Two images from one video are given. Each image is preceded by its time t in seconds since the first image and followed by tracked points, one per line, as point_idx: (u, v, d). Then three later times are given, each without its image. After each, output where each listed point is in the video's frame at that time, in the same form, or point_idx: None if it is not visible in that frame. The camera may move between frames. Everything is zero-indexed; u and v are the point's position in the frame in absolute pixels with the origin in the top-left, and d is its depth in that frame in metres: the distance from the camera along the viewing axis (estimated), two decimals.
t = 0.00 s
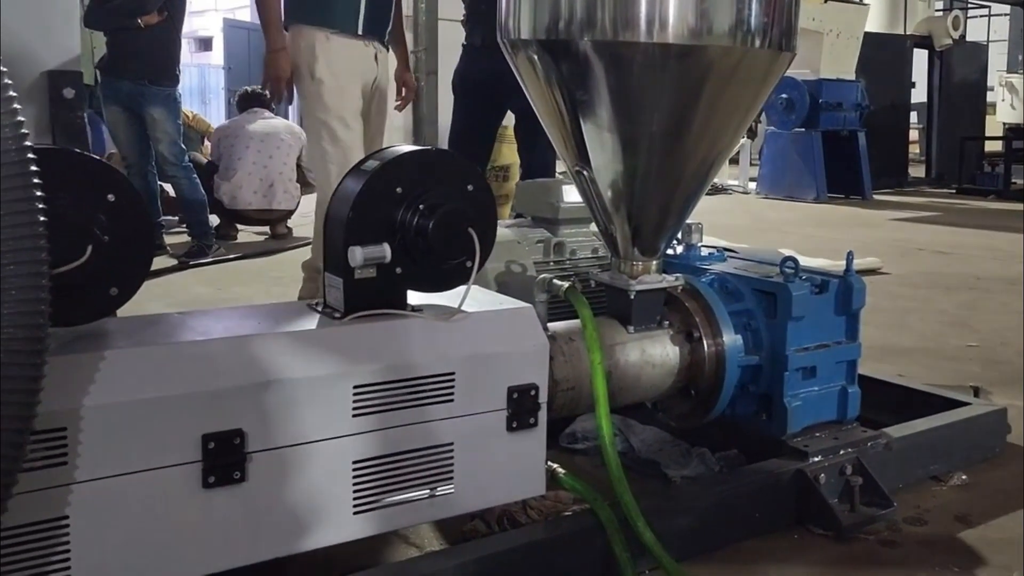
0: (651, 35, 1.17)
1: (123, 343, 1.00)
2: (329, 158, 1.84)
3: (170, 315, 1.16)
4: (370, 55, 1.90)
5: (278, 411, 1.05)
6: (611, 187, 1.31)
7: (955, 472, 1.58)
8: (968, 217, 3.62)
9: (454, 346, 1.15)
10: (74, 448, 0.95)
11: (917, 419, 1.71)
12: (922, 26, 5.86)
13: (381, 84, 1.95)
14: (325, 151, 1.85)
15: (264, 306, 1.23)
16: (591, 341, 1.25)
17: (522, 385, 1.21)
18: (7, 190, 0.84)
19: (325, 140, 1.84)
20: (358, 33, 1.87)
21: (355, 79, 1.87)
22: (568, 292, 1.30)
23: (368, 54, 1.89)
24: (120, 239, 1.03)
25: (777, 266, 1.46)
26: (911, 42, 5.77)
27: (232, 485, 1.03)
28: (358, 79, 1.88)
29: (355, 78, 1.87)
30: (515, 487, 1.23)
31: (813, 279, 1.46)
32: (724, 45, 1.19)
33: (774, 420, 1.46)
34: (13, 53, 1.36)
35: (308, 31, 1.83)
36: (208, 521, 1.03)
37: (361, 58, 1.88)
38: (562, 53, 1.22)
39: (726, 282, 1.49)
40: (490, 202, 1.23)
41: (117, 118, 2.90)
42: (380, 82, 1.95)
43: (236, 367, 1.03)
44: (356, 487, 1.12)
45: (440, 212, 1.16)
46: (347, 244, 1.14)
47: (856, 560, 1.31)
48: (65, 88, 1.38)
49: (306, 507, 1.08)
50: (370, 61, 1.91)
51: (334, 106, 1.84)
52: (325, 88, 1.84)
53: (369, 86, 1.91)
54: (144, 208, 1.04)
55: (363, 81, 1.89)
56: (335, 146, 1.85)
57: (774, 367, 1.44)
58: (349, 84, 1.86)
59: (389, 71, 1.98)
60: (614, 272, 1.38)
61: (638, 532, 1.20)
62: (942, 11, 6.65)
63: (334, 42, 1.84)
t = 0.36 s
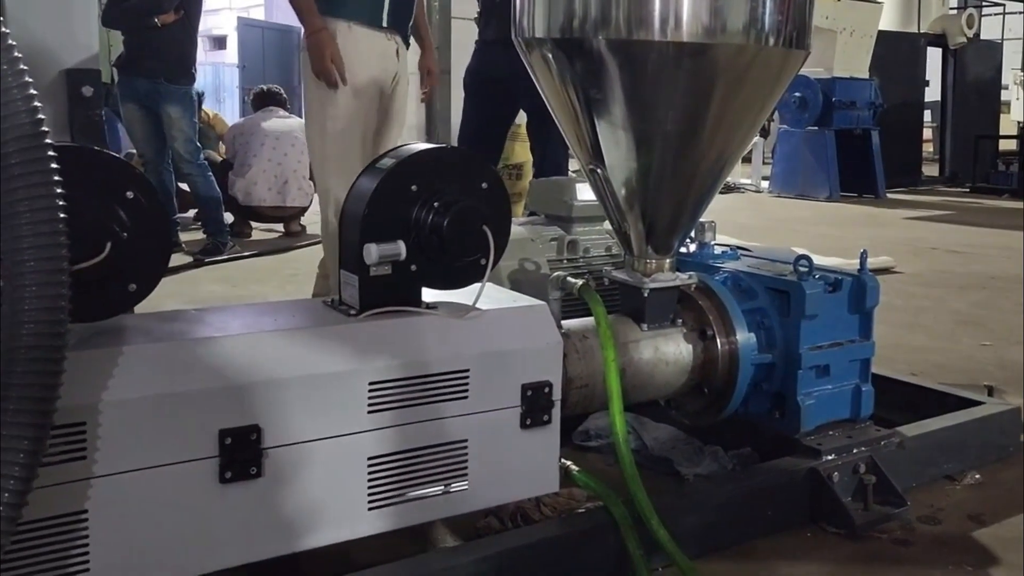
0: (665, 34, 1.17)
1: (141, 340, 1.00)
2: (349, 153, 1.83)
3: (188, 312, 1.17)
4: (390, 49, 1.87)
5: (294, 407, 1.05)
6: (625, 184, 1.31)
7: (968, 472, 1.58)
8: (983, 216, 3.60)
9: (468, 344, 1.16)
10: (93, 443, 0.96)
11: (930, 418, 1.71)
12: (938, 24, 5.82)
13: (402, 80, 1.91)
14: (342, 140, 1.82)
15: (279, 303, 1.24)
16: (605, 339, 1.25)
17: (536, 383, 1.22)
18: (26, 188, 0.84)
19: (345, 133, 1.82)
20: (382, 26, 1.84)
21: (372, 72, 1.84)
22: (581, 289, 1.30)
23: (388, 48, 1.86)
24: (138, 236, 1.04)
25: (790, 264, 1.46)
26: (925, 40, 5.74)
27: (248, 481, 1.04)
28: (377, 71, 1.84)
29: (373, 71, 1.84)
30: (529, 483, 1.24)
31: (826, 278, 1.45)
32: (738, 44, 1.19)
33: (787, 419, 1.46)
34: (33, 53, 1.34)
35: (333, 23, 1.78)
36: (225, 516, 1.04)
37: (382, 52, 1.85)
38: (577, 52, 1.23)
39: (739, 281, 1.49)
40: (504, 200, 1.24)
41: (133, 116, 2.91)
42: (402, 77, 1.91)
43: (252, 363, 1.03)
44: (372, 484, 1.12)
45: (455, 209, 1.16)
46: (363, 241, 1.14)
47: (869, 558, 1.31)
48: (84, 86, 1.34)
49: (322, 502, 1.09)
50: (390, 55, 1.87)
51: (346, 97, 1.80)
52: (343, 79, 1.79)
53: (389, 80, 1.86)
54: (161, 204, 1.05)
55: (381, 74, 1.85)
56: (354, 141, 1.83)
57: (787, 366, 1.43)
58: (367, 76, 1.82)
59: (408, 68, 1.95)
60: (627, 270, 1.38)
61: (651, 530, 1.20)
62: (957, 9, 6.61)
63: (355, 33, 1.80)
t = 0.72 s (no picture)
0: (682, 33, 1.17)
1: (162, 337, 1.01)
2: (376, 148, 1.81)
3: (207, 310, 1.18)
4: (419, 49, 1.85)
5: (313, 404, 1.06)
6: (641, 183, 1.32)
7: (985, 472, 1.57)
8: (1000, 216, 3.57)
9: (485, 342, 1.16)
10: (115, 439, 0.97)
11: (947, 418, 1.70)
12: (955, 22, 5.77)
13: (433, 79, 1.90)
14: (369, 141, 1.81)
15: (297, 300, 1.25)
16: (622, 338, 1.25)
17: (552, 381, 1.22)
18: (50, 186, 0.91)
19: (371, 132, 1.81)
20: (412, 25, 1.83)
21: (404, 75, 1.82)
22: (598, 289, 1.30)
23: (416, 47, 1.85)
24: (161, 233, 1.05)
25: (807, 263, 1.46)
26: (942, 39, 5.70)
27: (267, 477, 1.05)
28: (408, 73, 1.83)
29: (404, 72, 1.82)
30: (546, 481, 1.24)
31: (843, 277, 1.45)
32: (755, 42, 1.19)
33: (803, 418, 1.45)
34: (58, 53, 1.42)
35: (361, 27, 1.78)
36: (244, 511, 1.05)
37: (411, 52, 1.83)
38: (594, 51, 1.23)
39: (756, 280, 1.49)
40: (521, 198, 1.24)
41: (152, 115, 2.94)
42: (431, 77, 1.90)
43: (271, 360, 1.04)
44: (389, 480, 1.13)
45: (472, 208, 1.17)
46: (381, 239, 1.15)
47: (887, 558, 1.31)
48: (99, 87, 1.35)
49: (340, 499, 1.10)
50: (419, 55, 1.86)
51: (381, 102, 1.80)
52: (372, 84, 1.79)
53: (419, 81, 1.86)
54: (183, 203, 1.06)
55: (411, 75, 1.84)
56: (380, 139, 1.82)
57: (804, 365, 1.43)
58: (397, 78, 1.81)
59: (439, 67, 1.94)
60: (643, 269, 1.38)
61: (668, 528, 1.20)
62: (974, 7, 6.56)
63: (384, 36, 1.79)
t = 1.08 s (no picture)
0: (701, 31, 1.17)
1: (183, 333, 1.02)
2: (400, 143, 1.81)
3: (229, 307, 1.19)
4: (441, 47, 1.86)
5: (332, 401, 1.07)
6: (660, 182, 1.32)
7: (1006, 473, 1.56)
8: (1020, 215, 3.54)
9: (503, 340, 1.17)
10: (137, 434, 0.97)
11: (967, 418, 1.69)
12: (975, 21, 5.72)
13: (460, 74, 1.92)
14: (395, 136, 1.80)
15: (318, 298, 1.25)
16: (640, 337, 1.25)
17: (570, 379, 1.22)
18: (74, 183, 0.92)
19: (395, 127, 1.80)
20: (432, 25, 1.84)
21: (427, 73, 1.85)
22: (616, 286, 1.30)
23: (439, 45, 1.86)
24: (182, 230, 1.05)
25: (826, 263, 1.45)
26: (962, 37, 5.66)
27: (287, 474, 1.05)
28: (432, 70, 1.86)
29: (426, 70, 1.84)
30: (564, 479, 1.24)
31: (862, 277, 1.44)
32: (774, 41, 1.19)
33: (821, 417, 1.45)
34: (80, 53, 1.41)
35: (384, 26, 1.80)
36: (264, 508, 1.05)
37: (433, 51, 1.85)
38: (613, 49, 1.23)
39: (774, 279, 1.49)
40: (539, 197, 1.24)
41: (172, 113, 2.96)
42: (456, 74, 1.92)
43: (290, 357, 1.05)
44: (407, 477, 1.13)
45: (491, 207, 1.17)
46: (400, 237, 1.15)
47: (906, 558, 1.30)
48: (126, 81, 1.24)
49: (359, 495, 1.10)
50: (441, 53, 1.87)
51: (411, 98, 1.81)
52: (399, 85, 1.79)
53: (439, 79, 1.88)
54: (203, 201, 1.07)
55: (432, 73, 1.86)
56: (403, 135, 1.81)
57: (822, 364, 1.43)
58: (422, 75, 1.83)
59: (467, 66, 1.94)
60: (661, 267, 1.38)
61: (686, 527, 1.20)
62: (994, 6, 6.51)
63: (405, 35, 1.80)
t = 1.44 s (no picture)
0: (726, 28, 1.17)
1: (213, 328, 1.03)
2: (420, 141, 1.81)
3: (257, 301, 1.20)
4: (481, 52, 1.84)
5: (361, 395, 1.07)
6: (685, 179, 1.31)
7: None
8: None
9: (530, 336, 1.17)
10: (168, 427, 0.98)
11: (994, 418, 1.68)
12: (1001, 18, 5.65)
13: (498, 80, 1.90)
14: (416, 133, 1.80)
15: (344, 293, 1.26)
16: (665, 334, 1.25)
17: (596, 375, 1.22)
18: (108, 178, 0.93)
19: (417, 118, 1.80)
20: (473, 31, 1.83)
21: (463, 78, 1.83)
22: (641, 283, 1.30)
23: (479, 50, 1.84)
24: (212, 226, 1.06)
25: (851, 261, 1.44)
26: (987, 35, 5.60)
27: (315, 467, 1.06)
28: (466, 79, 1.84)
29: (461, 76, 1.82)
30: (589, 475, 1.25)
31: (888, 275, 1.44)
32: (800, 37, 1.19)
33: (846, 416, 1.44)
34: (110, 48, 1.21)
35: (419, 28, 1.81)
36: (292, 501, 1.06)
37: (471, 56, 1.83)
38: (638, 46, 1.23)
39: (799, 277, 1.48)
40: (565, 194, 1.24)
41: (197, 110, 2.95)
42: (495, 79, 1.90)
43: (318, 351, 1.05)
44: (434, 472, 1.14)
45: (517, 203, 1.17)
46: (426, 233, 1.16)
47: (932, 558, 1.30)
48: (159, 81, 1.23)
49: (386, 490, 1.11)
50: (482, 57, 1.85)
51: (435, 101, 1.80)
52: (424, 89, 1.80)
53: (477, 84, 1.86)
54: (233, 197, 1.08)
55: (470, 78, 1.84)
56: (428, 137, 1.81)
57: (847, 363, 1.42)
58: (456, 81, 1.81)
59: (508, 72, 1.93)
60: (686, 264, 1.38)
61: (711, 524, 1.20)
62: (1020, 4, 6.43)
63: (441, 39, 1.80)
